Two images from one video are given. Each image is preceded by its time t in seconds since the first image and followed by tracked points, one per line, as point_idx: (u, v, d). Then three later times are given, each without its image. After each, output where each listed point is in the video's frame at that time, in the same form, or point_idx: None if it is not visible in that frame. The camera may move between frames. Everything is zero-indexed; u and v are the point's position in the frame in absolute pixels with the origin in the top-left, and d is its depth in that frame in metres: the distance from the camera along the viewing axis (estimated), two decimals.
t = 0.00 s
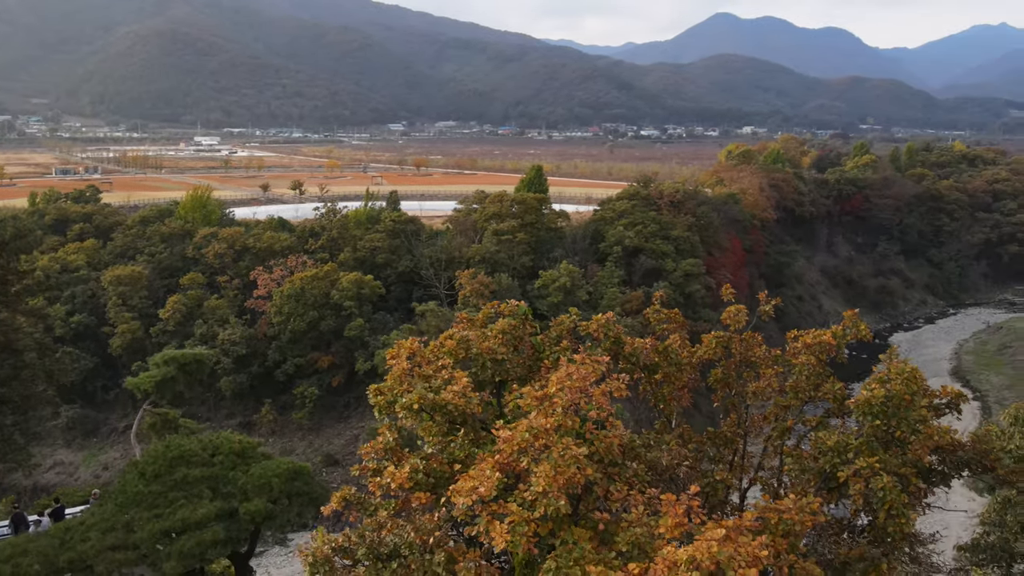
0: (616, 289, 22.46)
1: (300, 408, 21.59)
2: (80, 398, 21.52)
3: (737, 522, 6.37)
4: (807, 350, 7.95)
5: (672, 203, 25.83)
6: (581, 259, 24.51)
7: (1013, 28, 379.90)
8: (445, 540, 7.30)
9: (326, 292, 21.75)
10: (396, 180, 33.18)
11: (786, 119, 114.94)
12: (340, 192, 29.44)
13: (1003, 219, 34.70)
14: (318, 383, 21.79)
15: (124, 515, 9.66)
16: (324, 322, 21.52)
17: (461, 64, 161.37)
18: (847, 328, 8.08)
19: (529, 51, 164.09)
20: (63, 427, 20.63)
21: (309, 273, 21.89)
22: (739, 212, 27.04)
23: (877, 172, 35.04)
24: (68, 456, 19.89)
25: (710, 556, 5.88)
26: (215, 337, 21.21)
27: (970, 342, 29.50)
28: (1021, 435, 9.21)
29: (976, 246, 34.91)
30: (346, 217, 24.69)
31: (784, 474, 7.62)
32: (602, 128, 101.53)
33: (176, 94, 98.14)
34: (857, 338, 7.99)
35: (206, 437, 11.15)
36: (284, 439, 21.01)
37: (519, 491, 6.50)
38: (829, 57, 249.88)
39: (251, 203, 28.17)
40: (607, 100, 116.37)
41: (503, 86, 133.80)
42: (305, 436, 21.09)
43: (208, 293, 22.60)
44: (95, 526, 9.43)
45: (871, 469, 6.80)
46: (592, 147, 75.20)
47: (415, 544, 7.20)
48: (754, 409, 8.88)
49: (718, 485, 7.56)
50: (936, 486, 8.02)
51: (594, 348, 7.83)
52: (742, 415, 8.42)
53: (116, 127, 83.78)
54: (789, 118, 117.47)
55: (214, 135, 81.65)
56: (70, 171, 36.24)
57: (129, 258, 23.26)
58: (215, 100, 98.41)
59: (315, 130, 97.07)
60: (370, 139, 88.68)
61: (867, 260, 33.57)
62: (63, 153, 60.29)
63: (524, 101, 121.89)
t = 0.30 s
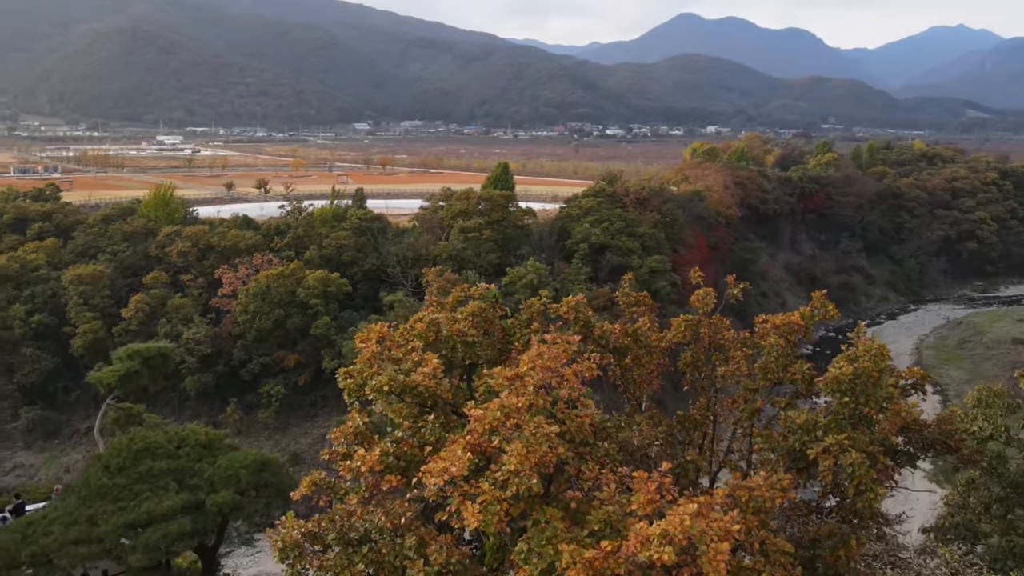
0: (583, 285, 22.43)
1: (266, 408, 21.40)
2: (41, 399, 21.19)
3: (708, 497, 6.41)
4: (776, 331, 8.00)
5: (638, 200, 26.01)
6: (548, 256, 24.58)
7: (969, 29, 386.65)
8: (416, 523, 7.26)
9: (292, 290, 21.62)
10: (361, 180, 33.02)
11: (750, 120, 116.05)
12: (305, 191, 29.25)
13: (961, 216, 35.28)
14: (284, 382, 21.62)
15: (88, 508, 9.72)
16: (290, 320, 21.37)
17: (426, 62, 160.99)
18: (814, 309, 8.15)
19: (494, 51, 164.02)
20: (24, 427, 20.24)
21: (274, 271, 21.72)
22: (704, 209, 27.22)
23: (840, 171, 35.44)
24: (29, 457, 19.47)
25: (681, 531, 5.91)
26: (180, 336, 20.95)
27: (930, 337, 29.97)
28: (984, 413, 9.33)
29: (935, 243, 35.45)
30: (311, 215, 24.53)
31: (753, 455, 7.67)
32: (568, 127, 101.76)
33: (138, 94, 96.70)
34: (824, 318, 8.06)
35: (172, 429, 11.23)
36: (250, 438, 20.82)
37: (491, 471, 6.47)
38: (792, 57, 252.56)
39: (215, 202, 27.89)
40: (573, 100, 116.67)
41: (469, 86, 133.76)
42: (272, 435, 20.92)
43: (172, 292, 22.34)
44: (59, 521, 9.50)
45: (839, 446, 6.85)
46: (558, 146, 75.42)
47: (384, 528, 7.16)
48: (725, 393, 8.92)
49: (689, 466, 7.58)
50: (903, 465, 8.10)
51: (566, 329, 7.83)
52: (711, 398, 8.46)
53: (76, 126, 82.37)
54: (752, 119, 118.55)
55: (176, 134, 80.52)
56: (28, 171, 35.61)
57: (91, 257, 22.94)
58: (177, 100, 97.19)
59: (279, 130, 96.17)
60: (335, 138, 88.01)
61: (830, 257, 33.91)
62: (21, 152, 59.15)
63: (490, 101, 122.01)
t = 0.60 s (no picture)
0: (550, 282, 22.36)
1: (231, 407, 21.22)
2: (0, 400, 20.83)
3: (679, 473, 6.43)
4: (745, 312, 8.07)
5: (603, 198, 26.13)
6: (515, 253, 24.63)
7: (925, 30, 393.55)
8: (386, 507, 7.21)
9: (257, 288, 21.40)
10: (326, 179, 32.84)
11: (713, 120, 116.96)
12: (270, 190, 29.04)
13: (921, 214, 35.88)
14: (250, 381, 21.46)
15: (51, 502, 9.94)
16: (255, 319, 21.17)
17: (391, 61, 160.40)
18: (783, 290, 8.21)
19: (459, 50, 163.91)
20: None
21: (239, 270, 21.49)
22: (668, 207, 27.36)
23: (802, 169, 35.84)
24: None
25: (655, 505, 5.91)
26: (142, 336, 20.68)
27: (891, 332, 30.45)
28: (948, 395, 9.41)
29: (895, 240, 35.99)
30: (276, 212, 24.33)
31: (722, 434, 7.72)
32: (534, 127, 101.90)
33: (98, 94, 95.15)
34: (792, 299, 8.13)
35: (136, 423, 11.48)
36: (215, 437, 20.65)
37: (461, 451, 6.44)
38: (754, 58, 254.94)
39: (178, 201, 27.58)
40: (538, 100, 116.85)
41: (434, 86, 133.51)
42: (237, 435, 20.78)
43: (135, 291, 22.01)
44: (22, 514, 9.73)
45: (808, 423, 6.90)
46: (524, 145, 75.52)
47: (354, 512, 7.12)
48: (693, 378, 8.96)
49: (660, 447, 7.60)
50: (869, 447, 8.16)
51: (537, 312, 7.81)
52: (680, 382, 8.50)
53: (34, 126, 80.83)
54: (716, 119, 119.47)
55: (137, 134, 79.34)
56: None
57: (50, 256, 22.58)
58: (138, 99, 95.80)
59: (242, 129, 95.16)
60: (299, 138, 87.30)
61: (793, 254, 34.27)
62: None
63: (455, 101, 121.92)
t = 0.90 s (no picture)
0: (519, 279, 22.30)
1: (199, 406, 21.02)
2: None
3: (654, 450, 6.43)
4: (716, 294, 8.10)
5: (572, 195, 26.23)
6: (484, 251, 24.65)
7: (886, 31, 399.45)
8: (358, 491, 7.18)
9: (224, 286, 21.15)
10: (294, 177, 32.58)
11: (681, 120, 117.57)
12: (237, 189, 28.78)
13: (884, 211, 36.41)
14: (217, 380, 21.26)
15: (15, 497, 9.98)
16: (223, 318, 20.96)
17: (358, 60, 159.65)
18: (753, 272, 8.26)
19: (426, 50, 163.53)
20: None
21: (206, 267, 21.24)
22: (637, 204, 27.51)
23: (769, 167, 36.21)
24: None
25: (632, 480, 5.90)
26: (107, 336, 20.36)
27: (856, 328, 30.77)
28: (916, 378, 9.51)
29: (860, 237, 36.42)
30: (243, 210, 24.13)
31: (696, 416, 7.75)
32: (503, 125, 101.63)
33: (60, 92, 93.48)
34: (763, 279, 8.17)
35: (103, 413, 11.49)
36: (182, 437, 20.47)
37: (435, 432, 6.40)
38: (720, 58, 256.83)
39: (143, 200, 27.25)
40: (506, 100, 116.82)
41: (401, 85, 133.06)
42: (204, 434, 20.61)
43: (100, 290, 21.71)
44: None
45: (781, 401, 6.93)
46: (492, 145, 75.39)
47: (326, 497, 7.06)
48: (664, 362, 8.97)
49: (632, 428, 7.61)
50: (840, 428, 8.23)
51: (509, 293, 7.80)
52: (652, 365, 8.51)
53: None
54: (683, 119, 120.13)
55: (100, 132, 77.88)
56: None
57: (12, 254, 22.20)
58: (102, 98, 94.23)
59: (208, 128, 94.02)
60: (266, 137, 86.28)
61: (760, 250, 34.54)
62: None
63: (422, 100, 121.66)
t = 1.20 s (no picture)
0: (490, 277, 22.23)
1: (166, 406, 20.77)
2: None
3: (628, 429, 6.42)
4: (688, 277, 8.14)
5: (541, 193, 26.27)
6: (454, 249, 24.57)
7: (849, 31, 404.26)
8: (331, 475, 7.12)
9: (190, 285, 20.93)
10: (262, 176, 32.37)
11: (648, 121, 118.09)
12: (203, 188, 28.52)
13: (850, 209, 36.77)
14: (184, 380, 21.07)
15: None
16: (190, 316, 20.75)
17: (325, 60, 158.86)
18: (725, 254, 8.29)
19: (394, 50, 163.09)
20: None
21: (173, 266, 21.00)
22: (605, 201, 27.68)
23: (736, 165, 36.52)
24: None
25: (607, 457, 5.90)
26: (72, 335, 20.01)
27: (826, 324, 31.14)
28: (884, 361, 9.61)
29: (826, 235, 36.73)
30: (210, 208, 23.89)
31: (668, 398, 7.78)
32: (471, 125, 101.45)
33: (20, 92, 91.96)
34: (735, 262, 8.21)
35: (70, 406, 11.40)
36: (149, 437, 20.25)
37: (409, 412, 6.35)
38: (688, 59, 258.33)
39: (108, 199, 26.95)
40: (475, 101, 116.75)
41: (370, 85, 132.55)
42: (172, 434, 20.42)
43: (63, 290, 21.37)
44: None
45: (752, 380, 6.97)
46: (461, 144, 75.27)
47: (298, 482, 6.99)
48: (636, 347, 9.00)
49: (605, 409, 7.62)
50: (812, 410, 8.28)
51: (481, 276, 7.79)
52: (624, 349, 8.52)
53: None
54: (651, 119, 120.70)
55: (62, 131, 76.61)
56: None
57: None
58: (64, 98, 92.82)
59: (173, 128, 92.92)
60: (232, 136, 85.30)
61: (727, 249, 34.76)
62: None
63: (390, 100, 121.23)
